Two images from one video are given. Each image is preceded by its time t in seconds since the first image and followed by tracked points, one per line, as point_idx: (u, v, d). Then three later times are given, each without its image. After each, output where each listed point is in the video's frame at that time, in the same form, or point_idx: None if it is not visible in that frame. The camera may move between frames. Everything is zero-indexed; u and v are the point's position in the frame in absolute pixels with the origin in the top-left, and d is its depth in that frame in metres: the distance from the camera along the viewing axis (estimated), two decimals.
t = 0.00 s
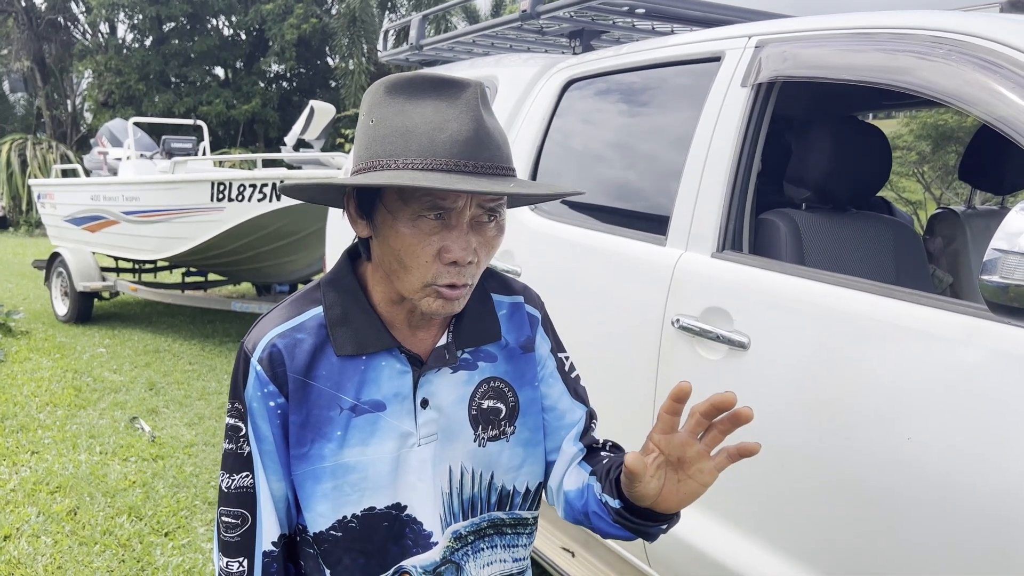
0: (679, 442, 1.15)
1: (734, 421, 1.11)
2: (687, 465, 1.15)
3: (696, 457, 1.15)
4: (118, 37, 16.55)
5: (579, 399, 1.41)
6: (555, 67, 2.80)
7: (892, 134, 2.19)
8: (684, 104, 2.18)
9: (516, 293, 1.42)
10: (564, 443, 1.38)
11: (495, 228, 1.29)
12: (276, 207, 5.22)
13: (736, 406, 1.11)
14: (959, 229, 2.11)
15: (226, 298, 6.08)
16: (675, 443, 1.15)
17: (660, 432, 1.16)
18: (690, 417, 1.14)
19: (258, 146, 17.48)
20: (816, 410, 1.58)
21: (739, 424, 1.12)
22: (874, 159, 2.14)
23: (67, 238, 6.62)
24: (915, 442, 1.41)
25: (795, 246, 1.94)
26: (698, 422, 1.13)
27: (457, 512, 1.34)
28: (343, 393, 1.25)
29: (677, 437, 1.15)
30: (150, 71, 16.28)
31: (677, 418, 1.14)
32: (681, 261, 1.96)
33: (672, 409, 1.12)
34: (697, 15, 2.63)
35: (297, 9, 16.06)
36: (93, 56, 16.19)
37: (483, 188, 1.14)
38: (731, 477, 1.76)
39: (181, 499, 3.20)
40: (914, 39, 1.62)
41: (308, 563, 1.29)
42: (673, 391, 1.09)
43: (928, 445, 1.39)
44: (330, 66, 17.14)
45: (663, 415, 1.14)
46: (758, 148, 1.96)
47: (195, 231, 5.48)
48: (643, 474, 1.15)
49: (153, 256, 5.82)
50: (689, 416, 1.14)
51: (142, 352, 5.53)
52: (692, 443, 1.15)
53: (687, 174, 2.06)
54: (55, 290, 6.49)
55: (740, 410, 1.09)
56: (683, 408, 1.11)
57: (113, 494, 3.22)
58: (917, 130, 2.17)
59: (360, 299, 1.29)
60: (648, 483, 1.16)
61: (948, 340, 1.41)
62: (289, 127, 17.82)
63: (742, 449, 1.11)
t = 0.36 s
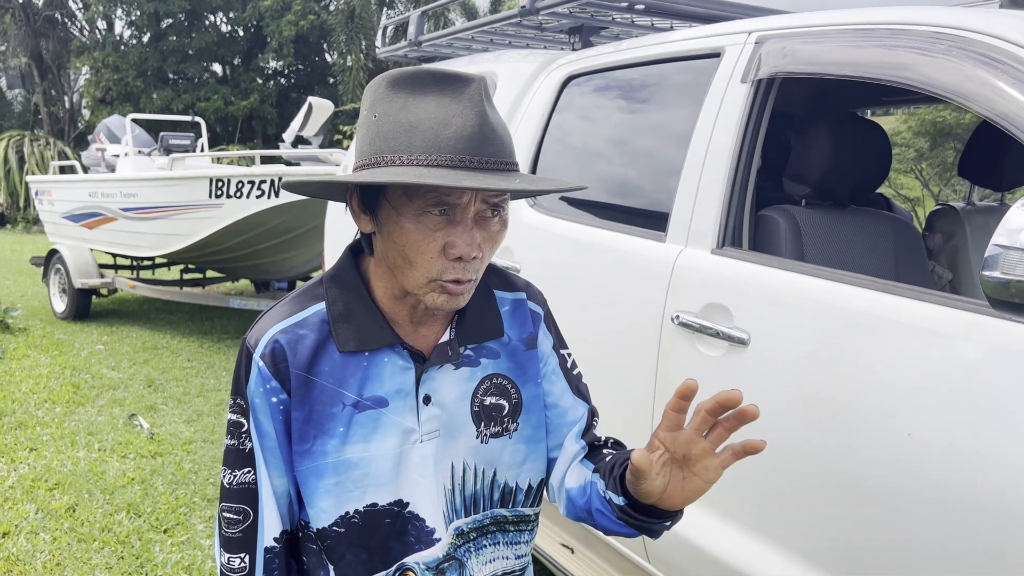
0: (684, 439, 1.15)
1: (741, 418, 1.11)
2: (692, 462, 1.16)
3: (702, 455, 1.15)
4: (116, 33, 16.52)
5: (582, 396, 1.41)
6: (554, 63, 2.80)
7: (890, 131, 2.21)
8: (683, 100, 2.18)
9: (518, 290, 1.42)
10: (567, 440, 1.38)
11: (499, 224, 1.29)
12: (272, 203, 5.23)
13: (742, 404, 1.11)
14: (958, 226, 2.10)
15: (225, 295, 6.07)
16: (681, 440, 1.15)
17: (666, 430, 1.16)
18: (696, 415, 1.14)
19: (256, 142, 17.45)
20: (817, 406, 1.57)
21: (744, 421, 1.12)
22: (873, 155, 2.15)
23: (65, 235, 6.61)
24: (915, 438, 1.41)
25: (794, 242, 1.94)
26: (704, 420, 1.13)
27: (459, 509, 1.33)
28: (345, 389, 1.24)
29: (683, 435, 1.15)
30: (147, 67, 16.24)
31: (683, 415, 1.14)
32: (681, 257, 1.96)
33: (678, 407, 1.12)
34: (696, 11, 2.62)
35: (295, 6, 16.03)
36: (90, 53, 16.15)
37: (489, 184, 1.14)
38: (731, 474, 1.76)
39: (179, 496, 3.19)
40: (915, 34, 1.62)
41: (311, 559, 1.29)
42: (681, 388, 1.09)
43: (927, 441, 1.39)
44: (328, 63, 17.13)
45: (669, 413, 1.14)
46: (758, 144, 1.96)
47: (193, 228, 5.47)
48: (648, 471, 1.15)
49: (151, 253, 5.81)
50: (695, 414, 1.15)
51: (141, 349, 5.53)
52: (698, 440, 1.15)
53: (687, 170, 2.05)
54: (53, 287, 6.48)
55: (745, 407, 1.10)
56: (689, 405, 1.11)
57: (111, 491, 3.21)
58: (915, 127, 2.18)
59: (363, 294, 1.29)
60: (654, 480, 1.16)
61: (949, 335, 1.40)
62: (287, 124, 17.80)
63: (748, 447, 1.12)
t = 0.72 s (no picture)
0: (678, 431, 1.15)
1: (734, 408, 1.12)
2: (687, 454, 1.16)
3: (696, 446, 1.15)
4: (113, 31, 16.48)
5: (581, 393, 1.41)
6: (552, 61, 2.80)
7: (888, 128, 2.23)
8: (681, 98, 2.18)
9: (518, 288, 1.42)
10: (566, 438, 1.38)
11: (499, 221, 1.29)
12: (270, 200, 5.23)
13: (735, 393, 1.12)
14: (956, 223, 2.11)
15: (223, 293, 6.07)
16: (676, 432, 1.15)
17: (660, 422, 1.16)
18: (690, 406, 1.15)
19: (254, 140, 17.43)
20: (815, 403, 1.58)
21: (737, 411, 1.13)
22: (871, 151, 2.14)
23: (63, 233, 6.61)
24: (913, 435, 1.41)
25: (792, 240, 1.94)
26: (698, 411, 1.14)
27: (458, 506, 1.34)
28: (346, 387, 1.25)
29: (677, 426, 1.15)
30: (145, 65, 16.21)
31: (677, 407, 1.14)
32: (679, 255, 1.96)
33: (672, 397, 1.12)
34: (695, 8, 2.62)
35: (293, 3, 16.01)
36: (88, 50, 16.11)
37: (490, 183, 1.15)
38: (729, 471, 1.77)
39: (178, 494, 3.19)
40: (913, 32, 1.62)
41: (311, 556, 1.30)
42: (674, 379, 1.10)
43: (925, 439, 1.40)
44: (326, 60, 17.10)
45: (663, 404, 1.15)
46: (757, 141, 1.96)
47: (191, 226, 5.46)
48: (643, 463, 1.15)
49: (149, 251, 5.81)
50: (689, 405, 1.15)
51: (139, 347, 5.53)
52: (692, 431, 1.15)
53: (686, 168, 2.06)
54: (50, 285, 6.47)
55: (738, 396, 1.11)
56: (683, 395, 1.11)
57: (111, 489, 3.21)
58: (913, 124, 2.20)
59: (363, 292, 1.29)
60: (649, 472, 1.16)
61: (947, 333, 1.41)
62: (285, 121, 17.78)
63: (742, 437, 1.13)
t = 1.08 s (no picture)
0: (700, 458, 1.13)
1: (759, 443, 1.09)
2: (705, 480, 1.14)
3: (715, 473, 1.13)
4: (111, 31, 16.47)
5: (578, 393, 1.42)
6: (549, 61, 2.80)
7: (885, 126, 2.16)
8: (678, 97, 2.18)
9: (515, 288, 1.42)
10: (564, 438, 1.38)
11: (500, 218, 1.30)
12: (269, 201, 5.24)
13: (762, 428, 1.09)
14: (952, 220, 2.13)
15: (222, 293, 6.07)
16: (696, 459, 1.13)
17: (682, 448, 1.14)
18: (714, 435, 1.12)
19: (252, 140, 17.42)
20: (813, 402, 1.59)
21: (763, 445, 1.10)
22: (866, 150, 2.16)
23: (61, 234, 6.60)
24: (910, 433, 1.42)
25: (789, 239, 1.95)
26: (721, 441, 1.11)
27: (457, 506, 1.34)
28: (344, 389, 1.25)
29: (700, 454, 1.13)
30: (142, 65, 16.19)
31: (701, 435, 1.12)
32: (677, 254, 1.97)
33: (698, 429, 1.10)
34: (692, 8, 2.62)
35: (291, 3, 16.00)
36: (85, 51, 16.09)
37: (496, 178, 1.16)
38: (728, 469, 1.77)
39: (177, 495, 3.20)
40: (910, 31, 1.62)
41: (310, 557, 1.30)
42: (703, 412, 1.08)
43: (922, 437, 1.40)
44: (324, 60, 17.09)
45: (689, 432, 1.12)
46: (753, 141, 1.96)
47: (189, 226, 5.46)
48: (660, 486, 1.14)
49: (147, 252, 5.81)
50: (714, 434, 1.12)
51: (137, 347, 5.53)
52: (714, 460, 1.13)
53: (683, 167, 2.06)
54: (49, 286, 6.47)
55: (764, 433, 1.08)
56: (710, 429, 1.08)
57: (110, 489, 3.22)
58: (910, 122, 2.12)
59: (361, 294, 1.29)
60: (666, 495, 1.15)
61: (944, 331, 1.41)
62: (283, 121, 17.77)
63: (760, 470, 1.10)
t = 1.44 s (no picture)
0: (716, 449, 1.15)
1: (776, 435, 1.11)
2: (719, 471, 1.16)
3: (730, 464, 1.15)
4: (108, 33, 16.46)
5: (576, 392, 1.42)
6: (545, 62, 2.81)
7: (882, 126, 2.16)
8: (674, 98, 2.19)
9: (509, 291, 1.43)
10: (565, 437, 1.39)
11: (496, 217, 1.31)
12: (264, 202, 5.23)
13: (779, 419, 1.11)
14: (948, 220, 2.14)
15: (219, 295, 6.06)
16: (713, 450, 1.15)
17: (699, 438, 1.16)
18: (730, 427, 1.15)
19: (249, 141, 17.42)
20: (809, 402, 1.59)
21: (778, 437, 1.13)
22: (862, 151, 2.17)
23: (59, 236, 6.60)
24: (904, 433, 1.42)
25: (784, 239, 1.95)
26: (738, 432, 1.14)
27: (451, 508, 1.34)
28: (338, 392, 1.25)
29: (716, 444, 1.15)
30: (139, 67, 16.18)
31: (718, 426, 1.14)
32: (672, 255, 1.97)
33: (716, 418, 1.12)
34: (687, 9, 2.63)
35: (287, 4, 16.00)
36: (82, 53, 16.08)
37: (500, 175, 1.17)
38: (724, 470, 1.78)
39: (175, 497, 3.20)
40: (905, 32, 1.63)
41: (305, 560, 1.30)
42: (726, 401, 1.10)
43: (917, 437, 1.41)
44: (321, 61, 17.10)
45: (707, 422, 1.14)
46: (748, 141, 1.97)
47: (187, 228, 5.46)
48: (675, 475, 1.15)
49: (144, 254, 5.80)
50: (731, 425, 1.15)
51: (135, 349, 5.52)
52: (730, 451, 1.15)
53: (678, 168, 2.07)
54: (46, 288, 6.46)
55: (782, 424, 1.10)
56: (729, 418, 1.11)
57: (107, 492, 3.22)
58: (907, 122, 2.14)
59: (356, 297, 1.30)
60: (682, 486, 1.16)
61: (938, 331, 1.42)
62: (280, 123, 17.77)
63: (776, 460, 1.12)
